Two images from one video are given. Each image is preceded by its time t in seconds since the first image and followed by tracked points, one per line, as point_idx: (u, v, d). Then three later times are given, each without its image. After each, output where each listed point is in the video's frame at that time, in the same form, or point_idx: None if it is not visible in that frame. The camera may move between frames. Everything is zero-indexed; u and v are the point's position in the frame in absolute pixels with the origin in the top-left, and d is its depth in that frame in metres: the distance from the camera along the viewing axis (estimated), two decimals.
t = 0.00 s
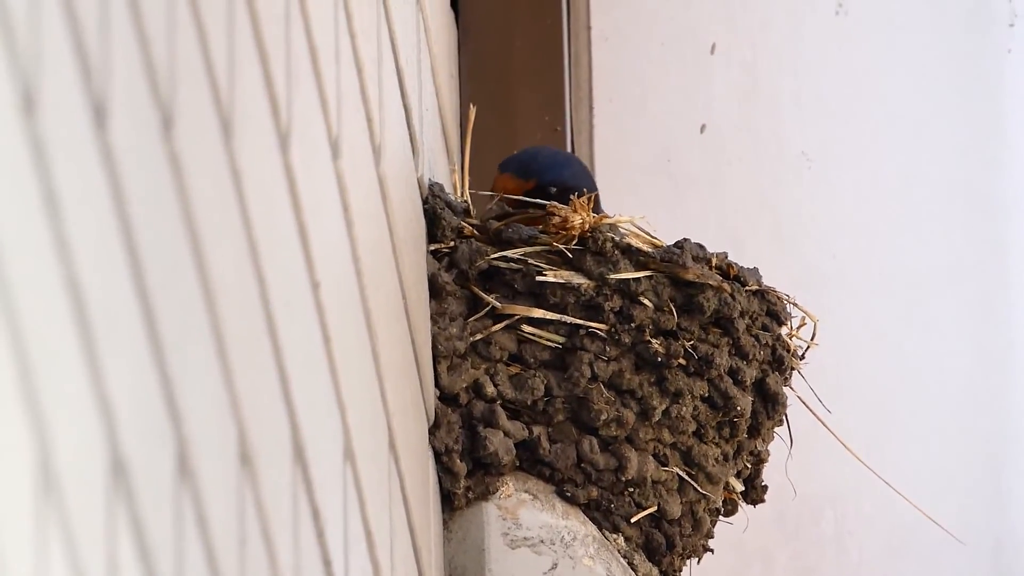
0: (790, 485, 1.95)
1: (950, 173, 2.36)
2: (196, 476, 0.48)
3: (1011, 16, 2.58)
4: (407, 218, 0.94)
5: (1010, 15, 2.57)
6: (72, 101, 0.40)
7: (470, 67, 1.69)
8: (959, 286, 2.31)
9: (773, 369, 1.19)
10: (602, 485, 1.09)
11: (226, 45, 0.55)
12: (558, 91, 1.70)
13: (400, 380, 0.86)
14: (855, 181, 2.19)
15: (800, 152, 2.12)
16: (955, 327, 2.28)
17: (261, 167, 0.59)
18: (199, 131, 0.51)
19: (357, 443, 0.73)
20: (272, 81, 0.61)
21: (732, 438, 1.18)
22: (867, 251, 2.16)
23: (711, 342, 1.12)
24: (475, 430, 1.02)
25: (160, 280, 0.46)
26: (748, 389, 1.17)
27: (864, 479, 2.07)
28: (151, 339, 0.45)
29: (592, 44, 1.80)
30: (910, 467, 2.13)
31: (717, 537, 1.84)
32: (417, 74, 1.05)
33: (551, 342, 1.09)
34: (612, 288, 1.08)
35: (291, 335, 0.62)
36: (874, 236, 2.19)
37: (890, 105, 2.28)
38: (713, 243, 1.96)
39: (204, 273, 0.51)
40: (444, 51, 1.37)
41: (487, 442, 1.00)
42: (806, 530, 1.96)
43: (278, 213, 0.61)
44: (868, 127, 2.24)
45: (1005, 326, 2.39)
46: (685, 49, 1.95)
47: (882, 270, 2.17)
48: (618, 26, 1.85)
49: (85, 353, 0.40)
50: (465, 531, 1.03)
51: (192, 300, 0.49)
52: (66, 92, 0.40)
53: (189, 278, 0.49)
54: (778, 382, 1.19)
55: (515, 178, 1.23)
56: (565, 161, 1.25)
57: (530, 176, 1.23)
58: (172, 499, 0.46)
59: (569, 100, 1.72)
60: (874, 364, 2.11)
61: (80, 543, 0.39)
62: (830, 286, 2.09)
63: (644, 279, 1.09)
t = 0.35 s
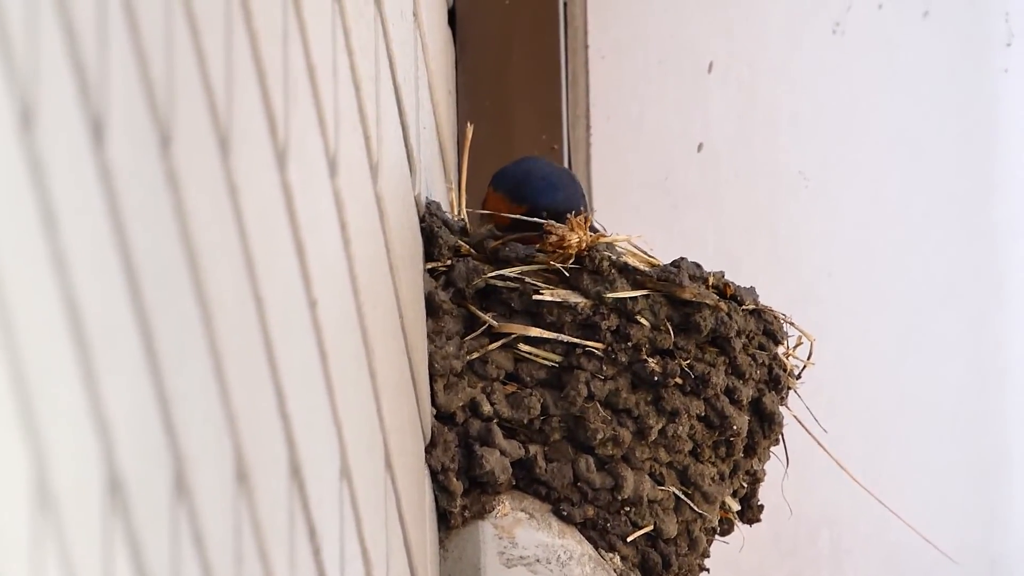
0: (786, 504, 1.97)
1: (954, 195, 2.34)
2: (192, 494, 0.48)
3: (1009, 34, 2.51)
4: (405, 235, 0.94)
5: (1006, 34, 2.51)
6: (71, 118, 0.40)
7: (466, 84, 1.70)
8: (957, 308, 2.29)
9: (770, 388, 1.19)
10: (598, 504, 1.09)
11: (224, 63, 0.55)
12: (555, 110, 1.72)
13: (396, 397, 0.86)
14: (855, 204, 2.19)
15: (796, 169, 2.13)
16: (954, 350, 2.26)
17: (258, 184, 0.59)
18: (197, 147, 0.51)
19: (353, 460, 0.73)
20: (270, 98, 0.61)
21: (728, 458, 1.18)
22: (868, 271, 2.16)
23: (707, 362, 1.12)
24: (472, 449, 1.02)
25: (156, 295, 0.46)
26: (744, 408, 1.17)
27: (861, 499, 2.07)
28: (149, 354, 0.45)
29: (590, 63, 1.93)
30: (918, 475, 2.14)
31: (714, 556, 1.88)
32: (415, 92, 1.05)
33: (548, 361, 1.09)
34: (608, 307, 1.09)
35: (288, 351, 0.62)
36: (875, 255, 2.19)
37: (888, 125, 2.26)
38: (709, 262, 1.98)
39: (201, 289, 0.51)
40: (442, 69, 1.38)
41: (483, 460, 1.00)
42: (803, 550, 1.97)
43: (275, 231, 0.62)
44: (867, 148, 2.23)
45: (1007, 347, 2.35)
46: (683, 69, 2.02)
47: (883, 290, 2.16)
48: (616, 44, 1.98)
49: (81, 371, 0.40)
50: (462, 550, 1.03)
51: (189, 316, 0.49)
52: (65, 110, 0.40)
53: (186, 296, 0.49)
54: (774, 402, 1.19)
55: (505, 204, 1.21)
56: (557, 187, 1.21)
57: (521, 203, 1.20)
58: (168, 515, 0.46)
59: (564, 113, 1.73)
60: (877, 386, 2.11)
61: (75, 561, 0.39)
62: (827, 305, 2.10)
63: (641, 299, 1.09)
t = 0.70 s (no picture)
0: (773, 524, 2.01)
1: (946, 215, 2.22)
2: (180, 512, 0.48)
3: (998, 54, 2.33)
4: (392, 252, 0.94)
5: (995, 55, 2.33)
6: (62, 138, 0.40)
7: (455, 102, 1.70)
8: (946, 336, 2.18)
9: (757, 408, 1.20)
10: (586, 522, 1.09)
11: (214, 83, 0.55)
12: (544, 129, 1.72)
13: (384, 415, 0.86)
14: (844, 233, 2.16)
15: (784, 190, 2.13)
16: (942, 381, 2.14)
17: (247, 202, 0.60)
18: (186, 166, 0.51)
19: (341, 477, 0.73)
20: (259, 117, 0.62)
21: (715, 477, 1.18)
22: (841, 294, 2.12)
23: (695, 381, 1.13)
24: (459, 468, 1.02)
25: (145, 314, 0.46)
26: (732, 427, 1.18)
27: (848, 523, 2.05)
28: (137, 372, 0.45)
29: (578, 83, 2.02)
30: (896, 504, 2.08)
31: None
32: (403, 111, 1.06)
33: (535, 379, 1.09)
34: (597, 325, 1.09)
35: (276, 368, 0.62)
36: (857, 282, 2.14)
37: (869, 150, 2.20)
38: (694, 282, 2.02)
39: (189, 308, 0.51)
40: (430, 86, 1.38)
41: (470, 479, 1.00)
42: (789, 569, 1.99)
43: (264, 248, 0.62)
44: (851, 172, 2.18)
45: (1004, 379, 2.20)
46: (671, 89, 2.08)
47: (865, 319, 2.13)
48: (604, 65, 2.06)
49: (70, 390, 0.40)
50: (449, 568, 1.03)
51: (177, 334, 0.50)
52: (56, 131, 0.40)
53: (175, 313, 0.49)
54: (761, 421, 1.20)
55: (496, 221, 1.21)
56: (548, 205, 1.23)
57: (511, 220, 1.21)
58: (156, 534, 0.46)
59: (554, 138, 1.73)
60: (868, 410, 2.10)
61: None
62: (814, 325, 2.10)
63: (629, 317, 1.10)
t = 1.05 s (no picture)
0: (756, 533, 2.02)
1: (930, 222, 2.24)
2: (162, 520, 0.48)
3: (980, 63, 2.37)
4: (375, 260, 0.94)
5: (978, 64, 2.36)
6: (44, 145, 0.40)
7: (437, 111, 1.71)
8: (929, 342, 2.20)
9: (740, 416, 1.21)
10: (568, 530, 1.09)
11: (196, 90, 0.55)
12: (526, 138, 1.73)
13: (366, 423, 0.86)
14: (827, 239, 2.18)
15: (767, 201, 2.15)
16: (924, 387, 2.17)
17: (230, 210, 0.60)
18: (168, 173, 0.51)
19: (323, 485, 0.73)
20: (242, 125, 0.62)
21: (698, 485, 1.19)
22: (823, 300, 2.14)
23: (677, 389, 1.13)
24: (441, 476, 1.02)
25: (127, 321, 0.46)
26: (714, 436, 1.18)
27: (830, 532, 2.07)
28: (119, 379, 0.45)
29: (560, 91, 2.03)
30: (879, 508, 2.09)
31: None
32: (386, 120, 1.06)
33: (518, 388, 1.09)
34: (579, 334, 1.09)
35: (258, 376, 0.62)
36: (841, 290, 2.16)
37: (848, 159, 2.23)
38: (678, 288, 2.02)
39: (172, 315, 0.51)
40: (413, 94, 1.39)
41: (452, 487, 1.00)
42: None
43: (247, 256, 0.62)
44: (832, 181, 2.21)
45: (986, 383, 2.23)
46: (653, 97, 2.10)
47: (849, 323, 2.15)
48: (586, 73, 2.07)
49: (52, 398, 0.40)
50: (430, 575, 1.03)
51: (159, 342, 0.49)
52: (38, 136, 0.40)
53: (157, 321, 0.49)
54: (744, 429, 1.20)
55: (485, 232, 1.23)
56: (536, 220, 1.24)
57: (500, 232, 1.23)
58: (138, 542, 0.46)
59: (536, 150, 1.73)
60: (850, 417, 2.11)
61: None
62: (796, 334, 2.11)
63: (611, 326, 1.10)
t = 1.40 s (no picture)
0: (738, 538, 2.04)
1: (911, 233, 2.23)
2: (146, 527, 0.48)
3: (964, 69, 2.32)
4: (358, 267, 0.95)
5: (961, 71, 2.32)
6: (26, 152, 0.40)
7: (420, 118, 1.69)
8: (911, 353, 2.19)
9: (723, 424, 1.21)
10: (551, 538, 1.09)
11: (179, 97, 0.55)
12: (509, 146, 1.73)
13: (349, 431, 0.86)
14: (808, 248, 2.17)
15: (748, 207, 2.16)
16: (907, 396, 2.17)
17: (213, 216, 0.60)
18: (151, 181, 0.51)
19: (307, 492, 0.73)
20: (224, 132, 0.62)
21: (681, 492, 1.19)
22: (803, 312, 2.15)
23: (660, 397, 1.13)
24: (424, 484, 1.01)
25: (110, 327, 0.46)
26: (697, 443, 1.19)
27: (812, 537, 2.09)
28: (102, 386, 0.45)
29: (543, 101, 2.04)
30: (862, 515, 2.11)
31: None
32: (369, 128, 1.07)
33: (500, 396, 1.09)
34: (561, 341, 1.10)
35: (241, 383, 0.62)
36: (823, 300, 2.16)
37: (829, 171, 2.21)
38: (661, 296, 2.06)
39: (155, 323, 0.51)
40: (395, 101, 1.39)
41: (435, 495, 1.00)
42: None
43: (230, 263, 0.62)
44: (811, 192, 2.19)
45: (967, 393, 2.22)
46: (635, 106, 2.11)
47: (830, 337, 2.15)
48: (569, 80, 2.08)
49: (35, 409, 0.40)
50: None
51: (142, 349, 0.49)
52: (20, 143, 0.40)
53: (140, 329, 0.49)
54: (726, 437, 1.21)
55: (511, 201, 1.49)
56: (541, 178, 1.53)
57: (523, 195, 1.50)
58: (121, 549, 0.46)
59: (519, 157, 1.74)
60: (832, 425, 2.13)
61: None
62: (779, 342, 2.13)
63: (594, 333, 1.11)
